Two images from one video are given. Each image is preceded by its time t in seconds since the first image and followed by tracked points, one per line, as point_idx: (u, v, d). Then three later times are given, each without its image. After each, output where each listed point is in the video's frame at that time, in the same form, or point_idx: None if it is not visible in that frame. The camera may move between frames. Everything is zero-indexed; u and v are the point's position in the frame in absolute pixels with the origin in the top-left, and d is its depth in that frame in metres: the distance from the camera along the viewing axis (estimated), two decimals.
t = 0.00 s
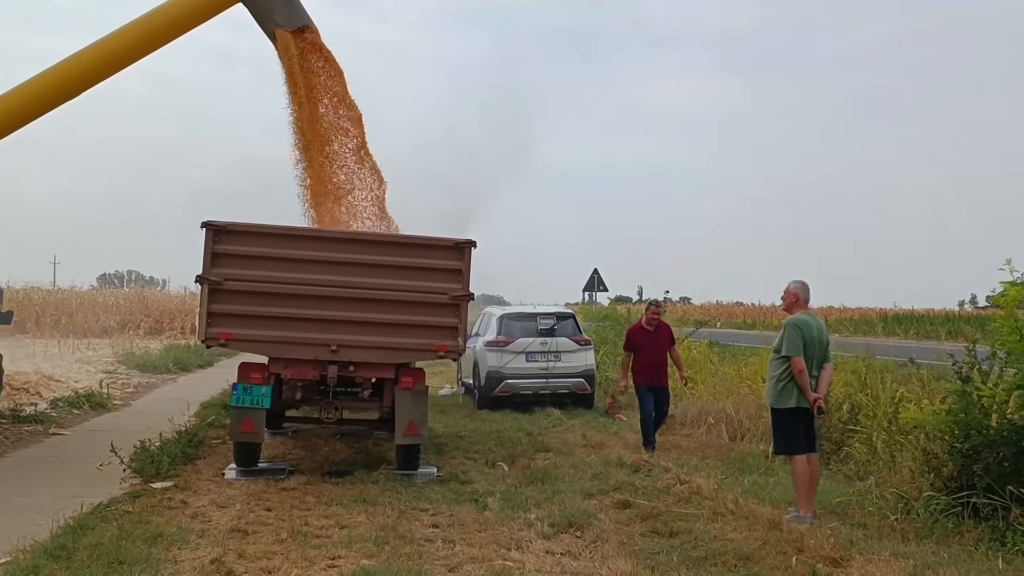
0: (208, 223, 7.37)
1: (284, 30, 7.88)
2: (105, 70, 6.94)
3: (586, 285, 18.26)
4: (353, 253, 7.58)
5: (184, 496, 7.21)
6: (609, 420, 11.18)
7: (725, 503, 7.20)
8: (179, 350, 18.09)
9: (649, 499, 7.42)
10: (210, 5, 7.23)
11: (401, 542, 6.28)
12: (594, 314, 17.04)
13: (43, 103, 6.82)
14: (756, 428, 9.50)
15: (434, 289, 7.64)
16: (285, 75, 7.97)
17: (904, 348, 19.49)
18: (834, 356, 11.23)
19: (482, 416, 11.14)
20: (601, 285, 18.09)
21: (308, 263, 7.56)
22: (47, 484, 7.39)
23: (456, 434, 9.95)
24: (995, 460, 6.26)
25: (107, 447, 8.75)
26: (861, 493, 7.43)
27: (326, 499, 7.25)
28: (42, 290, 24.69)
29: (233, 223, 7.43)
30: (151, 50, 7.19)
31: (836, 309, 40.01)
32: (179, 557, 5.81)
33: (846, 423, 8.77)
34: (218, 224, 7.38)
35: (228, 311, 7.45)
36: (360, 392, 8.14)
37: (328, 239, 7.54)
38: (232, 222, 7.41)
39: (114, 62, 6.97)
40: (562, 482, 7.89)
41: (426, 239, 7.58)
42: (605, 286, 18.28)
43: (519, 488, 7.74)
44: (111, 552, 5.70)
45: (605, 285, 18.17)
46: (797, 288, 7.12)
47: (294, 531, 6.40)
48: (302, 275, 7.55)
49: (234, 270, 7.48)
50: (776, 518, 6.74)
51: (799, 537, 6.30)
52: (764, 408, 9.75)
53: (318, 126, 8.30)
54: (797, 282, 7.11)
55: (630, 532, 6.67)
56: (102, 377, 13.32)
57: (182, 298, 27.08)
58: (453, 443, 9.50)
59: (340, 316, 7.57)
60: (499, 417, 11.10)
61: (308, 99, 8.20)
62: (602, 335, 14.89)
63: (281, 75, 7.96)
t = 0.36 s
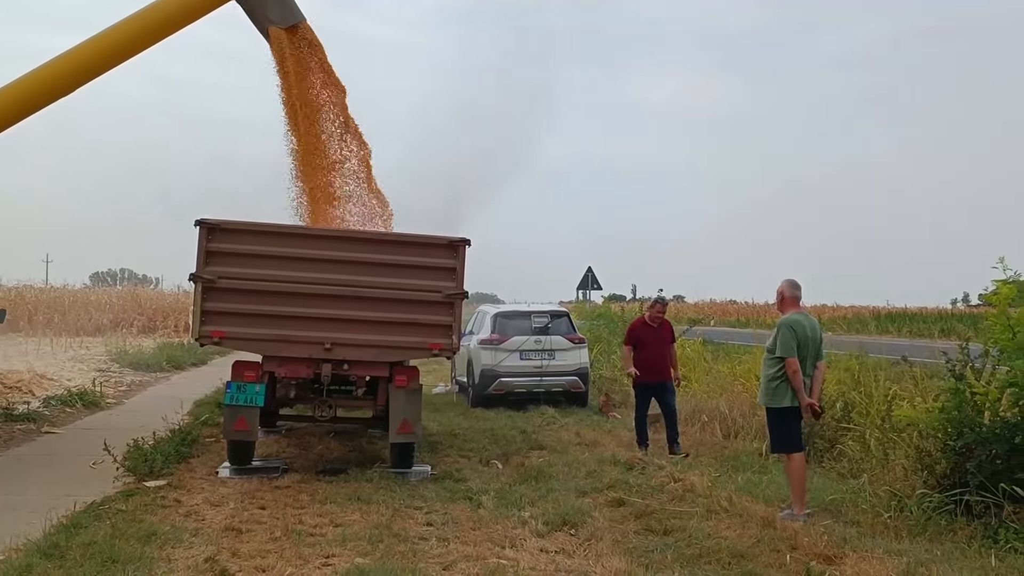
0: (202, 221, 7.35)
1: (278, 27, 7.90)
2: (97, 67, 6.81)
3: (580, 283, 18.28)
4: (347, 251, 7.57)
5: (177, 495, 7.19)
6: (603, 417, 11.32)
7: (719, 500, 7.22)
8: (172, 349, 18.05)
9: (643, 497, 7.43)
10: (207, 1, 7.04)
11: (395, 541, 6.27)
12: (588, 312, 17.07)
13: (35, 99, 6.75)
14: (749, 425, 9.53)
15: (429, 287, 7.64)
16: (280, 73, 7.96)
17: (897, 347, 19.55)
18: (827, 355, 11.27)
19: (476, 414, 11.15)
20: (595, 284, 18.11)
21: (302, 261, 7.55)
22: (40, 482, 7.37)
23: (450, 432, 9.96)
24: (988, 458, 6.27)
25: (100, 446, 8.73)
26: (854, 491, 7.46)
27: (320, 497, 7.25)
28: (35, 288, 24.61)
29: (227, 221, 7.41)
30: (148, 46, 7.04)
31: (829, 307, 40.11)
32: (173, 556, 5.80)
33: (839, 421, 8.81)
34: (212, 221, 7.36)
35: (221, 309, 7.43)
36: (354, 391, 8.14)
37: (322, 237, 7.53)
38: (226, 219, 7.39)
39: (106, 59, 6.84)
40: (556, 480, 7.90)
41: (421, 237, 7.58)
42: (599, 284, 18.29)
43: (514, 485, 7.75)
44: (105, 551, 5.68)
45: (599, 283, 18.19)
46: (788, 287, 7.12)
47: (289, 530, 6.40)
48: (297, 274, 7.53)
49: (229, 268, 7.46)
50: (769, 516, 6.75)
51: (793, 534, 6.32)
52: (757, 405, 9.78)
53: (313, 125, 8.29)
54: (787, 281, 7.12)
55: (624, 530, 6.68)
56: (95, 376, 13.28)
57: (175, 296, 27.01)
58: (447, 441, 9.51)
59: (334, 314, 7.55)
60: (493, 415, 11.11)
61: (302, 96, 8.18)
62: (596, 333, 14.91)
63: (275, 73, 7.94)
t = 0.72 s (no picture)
0: (199, 220, 7.34)
1: (275, 28, 7.87)
2: (95, 66, 6.80)
3: (577, 283, 18.28)
4: (344, 250, 7.57)
5: (174, 494, 7.18)
6: (599, 417, 11.23)
7: (716, 499, 7.22)
8: (168, 348, 18.01)
9: (640, 496, 7.44)
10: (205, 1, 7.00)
11: (392, 540, 6.27)
12: (585, 312, 17.08)
13: (33, 97, 6.73)
14: (746, 424, 9.54)
15: (426, 287, 7.63)
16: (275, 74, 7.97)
17: (893, 347, 19.58)
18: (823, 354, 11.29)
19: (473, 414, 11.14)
20: (592, 283, 18.12)
21: (299, 260, 7.54)
22: (36, 482, 7.35)
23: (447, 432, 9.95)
24: (985, 457, 6.27)
25: (96, 446, 8.71)
26: (851, 490, 7.47)
27: (317, 497, 7.24)
28: (30, 286, 24.56)
29: (223, 220, 7.40)
30: (147, 44, 7.03)
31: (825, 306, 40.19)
32: (170, 555, 5.79)
33: (836, 421, 8.83)
34: (209, 220, 7.35)
35: (218, 309, 7.42)
36: (351, 390, 8.13)
37: (317, 236, 7.52)
38: (223, 219, 7.38)
39: (105, 57, 6.83)
40: (553, 479, 7.90)
41: (417, 236, 7.57)
42: (596, 283, 18.27)
43: (510, 485, 7.75)
44: (101, 551, 5.67)
45: (595, 283, 18.20)
46: (782, 287, 7.14)
47: (286, 529, 6.39)
48: (293, 273, 7.52)
49: (225, 267, 7.45)
50: (767, 515, 6.75)
51: (790, 533, 6.33)
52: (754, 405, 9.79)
53: (308, 125, 8.28)
54: (780, 281, 7.14)
55: (621, 529, 6.68)
56: (91, 375, 13.25)
57: (172, 296, 26.96)
58: (444, 440, 9.50)
59: (331, 313, 7.54)
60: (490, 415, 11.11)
61: (298, 95, 8.18)
62: (592, 333, 14.92)
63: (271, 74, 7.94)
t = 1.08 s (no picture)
0: (198, 219, 7.33)
1: (275, 27, 7.87)
2: (94, 65, 6.79)
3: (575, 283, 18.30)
4: (343, 250, 7.56)
5: (172, 494, 7.17)
6: (598, 416, 11.23)
7: (714, 499, 7.23)
8: (166, 348, 17.99)
9: (638, 496, 7.44)
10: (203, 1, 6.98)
11: (391, 540, 6.26)
12: (583, 311, 17.08)
13: (32, 96, 6.73)
14: (744, 424, 9.55)
15: (425, 287, 7.63)
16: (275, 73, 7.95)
17: (890, 347, 19.60)
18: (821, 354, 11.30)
19: (471, 413, 11.14)
20: (590, 283, 18.14)
21: (298, 260, 7.53)
22: (34, 482, 7.34)
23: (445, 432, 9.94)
24: (983, 456, 6.27)
25: (94, 445, 8.70)
26: (849, 490, 7.48)
27: (315, 496, 7.23)
28: (27, 286, 24.51)
29: (223, 220, 7.40)
30: (146, 43, 7.02)
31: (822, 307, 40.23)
32: (168, 555, 5.78)
33: (833, 420, 8.84)
34: (208, 220, 7.34)
35: (217, 309, 7.41)
36: (349, 390, 8.13)
37: (317, 236, 7.52)
38: (222, 218, 7.38)
39: (104, 57, 6.82)
40: (551, 479, 7.90)
41: (416, 236, 7.57)
42: (594, 283, 18.28)
43: (509, 484, 7.74)
44: (99, 551, 5.66)
45: (594, 283, 18.21)
46: (776, 287, 7.16)
47: (284, 529, 6.39)
48: (292, 273, 7.52)
49: (224, 267, 7.45)
50: (765, 514, 6.75)
51: (788, 533, 6.33)
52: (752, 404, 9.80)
53: (307, 125, 8.27)
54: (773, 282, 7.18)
55: (620, 528, 6.68)
56: (89, 375, 13.22)
57: (169, 296, 26.93)
58: (442, 440, 9.51)
59: (329, 313, 7.54)
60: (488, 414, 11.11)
61: (297, 94, 8.16)
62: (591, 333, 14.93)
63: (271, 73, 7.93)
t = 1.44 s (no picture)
0: (198, 219, 7.32)
1: (274, 27, 7.86)
2: (92, 66, 6.78)
3: (575, 283, 18.30)
4: (343, 250, 7.55)
5: (171, 494, 7.16)
6: (598, 416, 11.23)
7: (714, 499, 7.22)
8: (165, 348, 17.97)
9: (638, 496, 7.43)
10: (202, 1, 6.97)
11: (390, 540, 6.25)
12: (582, 311, 17.08)
13: (30, 96, 6.73)
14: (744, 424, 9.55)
15: (424, 287, 7.61)
16: (274, 73, 7.95)
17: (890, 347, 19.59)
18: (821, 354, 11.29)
19: (471, 413, 11.13)
20: (590, 283, 18.14)
21: (297, 260, 7.52)
22: (34, 482, 7.33)
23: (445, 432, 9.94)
24: (983, 456, 6.27)
25: (94, 445, 8.69)
26: (849, 490, 7.47)
27: (314, 497, 7.22)
28: (26, 286, 24.48)
29: (222, 220, 7.38)
30: (145, 42, 7.01)
31: (821, 307, 40.24)
32: (168, 555, 5.77)
33: (833, 420, 8.83)
34: (208, 220, 7.33)
35: (216, 309, 7.40)
36: (349, 390, 8.11)
37: (316, 236, 7.51)
38: (222, 218, 7.37)
39: (104, 58, 6.82)
40: (551, 479, 7.89)
41: (416, 236, 7.55)
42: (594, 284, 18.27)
43: (508, 484, 7.73)
44: (98, 551, 5.65)
45: (593, 283, 18.21)
46: (764, 292, 7.06)
47: (284, 529, 6.38)
48: (291, 273, 7.50)
49: (223, 267, 7.44)
50: (766, 515, 6.74)
51: (788, 533, 6.32)
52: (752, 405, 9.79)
53: (306, 125, 8.26)
54: (762, 288, 7.07)
55: (620, 528, 6.68)
56: (88, 375, 13.21)
57: (168, 296, 26.91)
58: (442, 440, 9.50)
59: (329, 313, 7.53)
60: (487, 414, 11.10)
61: (296, 94, 8.15)
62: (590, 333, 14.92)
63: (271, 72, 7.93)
